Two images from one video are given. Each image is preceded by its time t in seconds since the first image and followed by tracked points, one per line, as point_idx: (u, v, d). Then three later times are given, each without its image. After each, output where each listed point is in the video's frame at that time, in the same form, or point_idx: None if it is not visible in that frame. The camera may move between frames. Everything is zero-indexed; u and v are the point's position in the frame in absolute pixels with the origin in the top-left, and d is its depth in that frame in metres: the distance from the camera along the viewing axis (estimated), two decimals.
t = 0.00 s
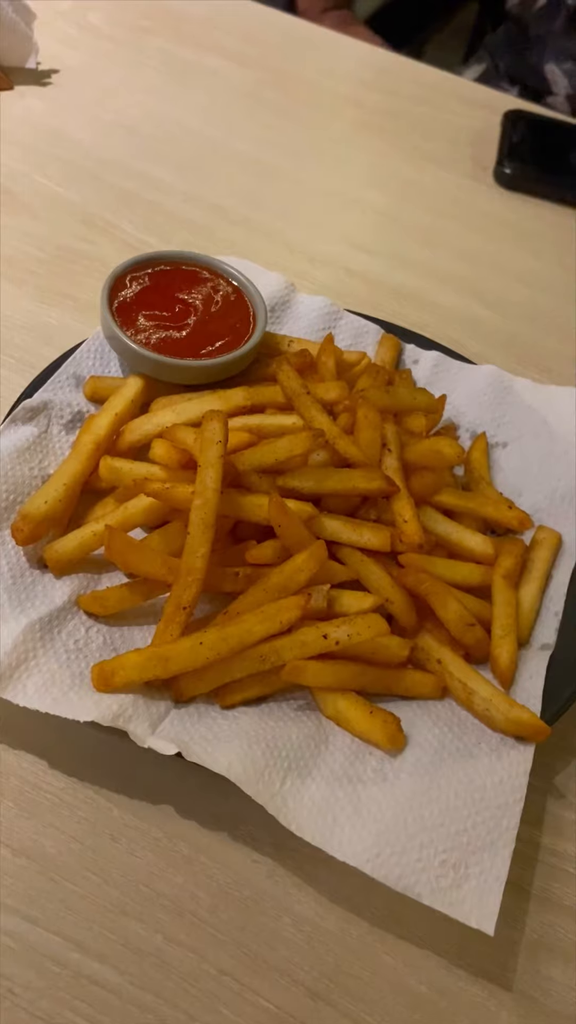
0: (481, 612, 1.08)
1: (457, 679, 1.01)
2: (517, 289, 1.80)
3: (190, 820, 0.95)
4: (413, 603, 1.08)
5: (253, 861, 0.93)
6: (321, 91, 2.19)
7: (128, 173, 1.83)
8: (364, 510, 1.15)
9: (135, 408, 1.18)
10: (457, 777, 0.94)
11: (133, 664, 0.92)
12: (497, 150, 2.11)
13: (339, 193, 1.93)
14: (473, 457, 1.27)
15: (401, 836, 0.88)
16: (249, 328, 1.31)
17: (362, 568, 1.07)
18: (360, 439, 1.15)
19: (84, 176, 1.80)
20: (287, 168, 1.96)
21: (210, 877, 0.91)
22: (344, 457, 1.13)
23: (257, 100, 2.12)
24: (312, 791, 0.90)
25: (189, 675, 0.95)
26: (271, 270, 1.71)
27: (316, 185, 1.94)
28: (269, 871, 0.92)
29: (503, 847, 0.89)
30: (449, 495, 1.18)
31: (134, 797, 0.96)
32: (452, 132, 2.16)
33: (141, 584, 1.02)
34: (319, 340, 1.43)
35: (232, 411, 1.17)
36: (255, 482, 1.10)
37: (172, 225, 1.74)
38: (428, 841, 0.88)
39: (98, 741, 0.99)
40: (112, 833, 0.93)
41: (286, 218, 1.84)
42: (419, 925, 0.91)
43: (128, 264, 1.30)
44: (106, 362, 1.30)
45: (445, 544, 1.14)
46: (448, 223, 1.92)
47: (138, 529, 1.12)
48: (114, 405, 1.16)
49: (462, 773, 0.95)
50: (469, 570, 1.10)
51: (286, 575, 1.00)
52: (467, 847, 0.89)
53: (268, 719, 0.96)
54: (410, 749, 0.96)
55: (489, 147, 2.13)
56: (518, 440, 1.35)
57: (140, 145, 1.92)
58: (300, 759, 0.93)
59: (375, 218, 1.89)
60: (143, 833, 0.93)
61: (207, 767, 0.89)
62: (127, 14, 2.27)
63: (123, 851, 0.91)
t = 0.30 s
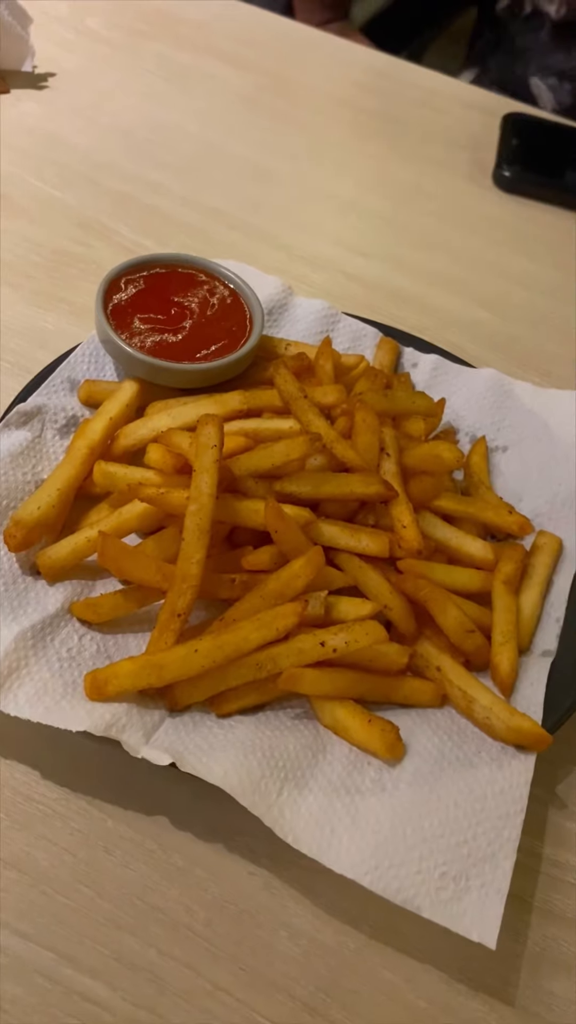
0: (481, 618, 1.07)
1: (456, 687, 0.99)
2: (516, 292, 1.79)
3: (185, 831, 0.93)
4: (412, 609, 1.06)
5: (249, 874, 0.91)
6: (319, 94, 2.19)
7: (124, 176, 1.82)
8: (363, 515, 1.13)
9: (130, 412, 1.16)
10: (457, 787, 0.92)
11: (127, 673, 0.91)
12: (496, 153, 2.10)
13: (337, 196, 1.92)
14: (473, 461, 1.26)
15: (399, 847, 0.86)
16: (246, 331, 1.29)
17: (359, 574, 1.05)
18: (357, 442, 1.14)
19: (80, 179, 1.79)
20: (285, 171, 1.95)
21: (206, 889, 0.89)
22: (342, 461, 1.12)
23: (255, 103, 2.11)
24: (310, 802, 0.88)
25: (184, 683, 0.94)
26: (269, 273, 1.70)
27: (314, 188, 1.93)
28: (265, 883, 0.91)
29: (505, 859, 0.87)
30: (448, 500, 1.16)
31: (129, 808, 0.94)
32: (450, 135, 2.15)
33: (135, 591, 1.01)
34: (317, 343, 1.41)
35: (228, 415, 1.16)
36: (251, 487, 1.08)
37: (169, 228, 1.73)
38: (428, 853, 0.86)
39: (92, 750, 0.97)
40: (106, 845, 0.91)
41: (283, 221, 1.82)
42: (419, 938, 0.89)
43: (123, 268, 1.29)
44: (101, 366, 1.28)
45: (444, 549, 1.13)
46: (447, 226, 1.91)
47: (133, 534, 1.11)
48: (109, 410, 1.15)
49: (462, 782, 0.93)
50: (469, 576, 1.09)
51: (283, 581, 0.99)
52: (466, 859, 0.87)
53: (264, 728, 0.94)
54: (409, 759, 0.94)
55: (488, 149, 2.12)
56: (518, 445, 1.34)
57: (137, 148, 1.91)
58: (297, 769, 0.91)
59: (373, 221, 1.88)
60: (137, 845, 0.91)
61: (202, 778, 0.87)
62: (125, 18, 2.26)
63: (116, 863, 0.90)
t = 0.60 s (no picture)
0: (483, 631, 1.04)
1: (458, 704, 0.97)
2: (517, 298, 1.77)
3: (180, 853, 0.91)
4: (413, 623, 1.04)
5: (246, 897, 0.89)
6: (318, 99, 2.17)
7: (121, 182, 1.80)
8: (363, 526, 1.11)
9: (124, 421, 1.14)
10: (459, 807, 0.90)
11: (120, 690, 0.88)
12: (496, 158, 2.08)
13: (335, 201, 1.90)
14: (475, 470, 1.24)
15: (400, 870, 0.84)
16: (243, 338, 1.27)
17: (358, 587, 1.03)
18: (356, 452, 1.11)
19: (76, 185, 1.77)
20: (283, 176, 1.93)
21: (201, 913, 0.87)
22: (341, 471, 1.10)
23: (253, 108, 2.10)
24: (307, 823, 0.86)
25: (179, 700, 0.91)
26: (267, 280, 1.68)
27: (313, 193, 1.91)
28: (262, 907, 0.88)
29: (508, 882, 0.85)
30: (449, 510, 1.14)
31: (122, 829, 0.91)
32: (450, 139, 2.13)
33: (129, 606, 0.98)
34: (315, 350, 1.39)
35: (225, 424, 1.14)
36: (248, 498, 1.06)
37: (166, 235, 1.71)
38: (429, 876, 0.84)
39: (85, 769, 0.95)
40: (98, 868, 0.88)
41: (282, 227, 1.81)
42: (420, 963, 0.87)
43: (117, 274, 1.27)
44: (95, 374, 1.26)
45: (445, 561, 1.10)
46: (447, 232, 1.89)
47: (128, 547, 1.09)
48: (103, 419, 1.13)
49: (465, 801, 0.91)
50: (470, 589, 1.06)
51: (280, 595, 0.96)
52: (469, 882, 0.84)
53: (260, 746, 0.92)
54: (409, 777, 0.92)
55: (488, 154, 2.11)
56: (520, 453, 1.32)
57: (133, 154, 1.89)
58: (294, 789, 0.88)
59: (373, 227, 1.86)
60: (130, 867, 0.89)
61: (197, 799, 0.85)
62: (122, 23, 2.25)
63: (109, 886, 0.87)
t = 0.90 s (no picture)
0: (487, 645, 1.01)
1: (461, 720, 0.94)
2: (520, 302, 1.74)
3: (175, 876, 0.88)
4: (414, 636, 1.01)
5: (242, 922, 0.86)
6: (317, 102, 2.15)
7: (117, 187, 1.78)
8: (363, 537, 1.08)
9: (118, 430, 1.11)
10: (462, 828, 0.87)
11: (112, 709, 0.85)
12: (497, 160, 2.06)
13: (335, 205, 1.88)
14: (478, 479, 1.21)
15: (402, 895, 0.81)
16: (240, 345, 1.25)
17: (358, 600, 1.00)
18: (356, 461, 1.09)
19: (72, 189, 1.75)
20: (282, 180, 1.91)
21: (196, 939, 0.84)
22: (341, 480, 1.07)
23: (251, 112, 2.08)
24: (305, 846, 0.83)
25: (173, 719, 0.89)
26: (265, 285, 1.65)
27: (312, 197, 1.89)
28: (260, 933, 0.85)
29: (514, 907, 0.82)
30: (451, 520, 1.11)
31: (115, 851, 0.89)
32: (451, 142, 2.11)
33: (123, 620, 0.96)
34: (314, 357, 1.37)
35: (222, 433, 1.11)
36: (245, 508, 1.03)
37: (163, 239, 1.69)
38: (432, 901, 0.81)
39: (77, 789, 0.92)
40: (90, 892, 0.85)
41: (280, 231, 1.78)
42: (423, 991, 0.84)
43: (112, 280, 1.25)
44: (90, 382, 1.24)
45: (448, 572, 1.08)
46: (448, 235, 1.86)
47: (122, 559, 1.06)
48: (97, 427, 1.10)
49: (468, 822, 0.88)
50: (474, 601, 1.04)
51: (277, 609, 0.94)
52: (473, 908, 0.81)
53: (258, 765, 0.89)
54: (411, 797, 0.89)
55: (489, 156, 2.08)
56: (524, 461, 1.29)
57: (130, 158, 1.87)
58: (293, 810, 0.86)
59: (373, 230, 1.84)
60: (124, 891, 0.86)
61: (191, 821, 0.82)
62: (119, 26, 2.23)
63: (102, 911, 0.84)
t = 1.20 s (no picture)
0: (488, 656, 1.00)
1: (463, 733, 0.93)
2: (521, 307, 1.73)
3: (172, 892, 0.86)
4: (414, 647, 1.00)
5: (240, 940, 0.84)
6: (316, 106, 2.14)
7: (115, 192, 1.77)
8: (363, 546, 1.06)
9: (115, 438, 1.10)
10: (463, 844, 0.86)
11: (107, 723, 0.84)
12: (498, 164, 2.05)
13: (334, 209, 1.87)
14: (479, 486, 1.20)
15: (402, 913, 0.79)
16: (238, 352, 1.24)
17: (358, 610, 0.98)
18: (355, 469, 1.07)
19: (69, 194, 1.73)
20: (281, 184, 1.90)
21: (193, 958, 0.82)
22: (340, 489, 1.05)
23: (250, 116, 2.07)
24: (304, 863, 0.81)
25: (169, 732, 0.87)
26: (264, 290, 1.64)
27: (311, 201, 1.87)
28: (257, 951, 0.84)
29: (516, 925, 0.80)
30: (452, 529, 1.10)
31: (110, 867, 0.87)
32: (451, 146, 2.10)
33: (119, 632, 0.94)
34: (313, 363, 1.35)
35: (220, 440, 1.10)
36: (242, 518, 1.02)
37: (161, 244, 1.68)
38: (433, 919, 0.79)
39: (72, 804, 0.91)
40: (85, 910, 0.84)
41: (279, 235, 1.77)
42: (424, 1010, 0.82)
43: (108, 286, 1.23)
44: (87, 389, 1.23)
45: (448, 581, 1.06)
46: (448, 239, 1.85)
47: (118, 569, 1.05)
48: (94, 435, 1.09)
49: (470, 838, 0.86)
50: (475, 611, 1.02)
51: (275, 621, 0.92)
52: (474, 926, 0.80)
53: (255, 779, 0.88)
54: (412, 812, 0.88)
55: (490, 160, 2.07)
56: (525, 468, 1.27)
57: (128, 163, 1.86)
58: (290, 825, 0.84)
59: (372, 235, 1.82)
60: (119, 908, 0.85)
61: (187, 838, 0.80)
62: (117, 30, 2.22)
63: (96, 929, 0.83)
